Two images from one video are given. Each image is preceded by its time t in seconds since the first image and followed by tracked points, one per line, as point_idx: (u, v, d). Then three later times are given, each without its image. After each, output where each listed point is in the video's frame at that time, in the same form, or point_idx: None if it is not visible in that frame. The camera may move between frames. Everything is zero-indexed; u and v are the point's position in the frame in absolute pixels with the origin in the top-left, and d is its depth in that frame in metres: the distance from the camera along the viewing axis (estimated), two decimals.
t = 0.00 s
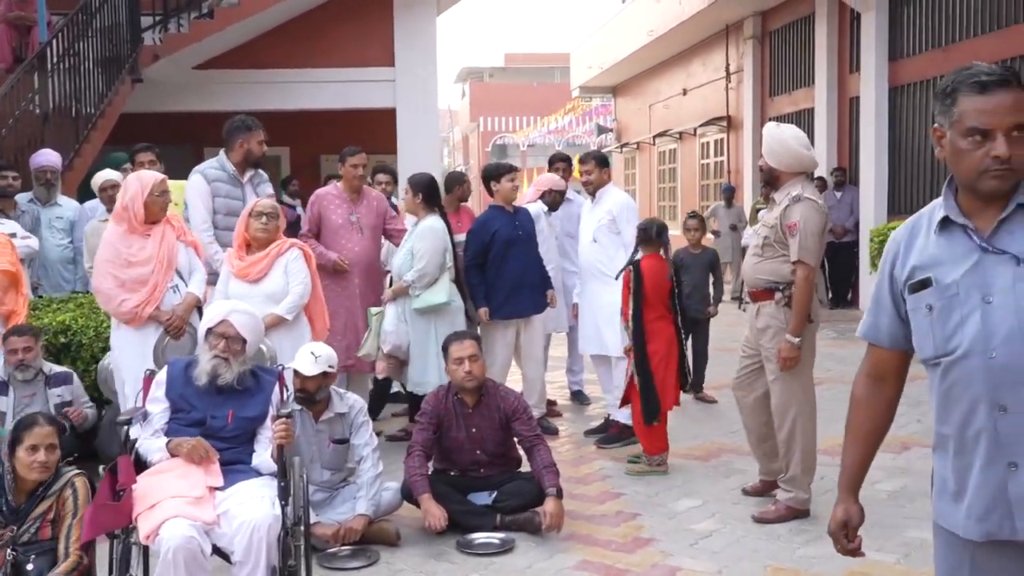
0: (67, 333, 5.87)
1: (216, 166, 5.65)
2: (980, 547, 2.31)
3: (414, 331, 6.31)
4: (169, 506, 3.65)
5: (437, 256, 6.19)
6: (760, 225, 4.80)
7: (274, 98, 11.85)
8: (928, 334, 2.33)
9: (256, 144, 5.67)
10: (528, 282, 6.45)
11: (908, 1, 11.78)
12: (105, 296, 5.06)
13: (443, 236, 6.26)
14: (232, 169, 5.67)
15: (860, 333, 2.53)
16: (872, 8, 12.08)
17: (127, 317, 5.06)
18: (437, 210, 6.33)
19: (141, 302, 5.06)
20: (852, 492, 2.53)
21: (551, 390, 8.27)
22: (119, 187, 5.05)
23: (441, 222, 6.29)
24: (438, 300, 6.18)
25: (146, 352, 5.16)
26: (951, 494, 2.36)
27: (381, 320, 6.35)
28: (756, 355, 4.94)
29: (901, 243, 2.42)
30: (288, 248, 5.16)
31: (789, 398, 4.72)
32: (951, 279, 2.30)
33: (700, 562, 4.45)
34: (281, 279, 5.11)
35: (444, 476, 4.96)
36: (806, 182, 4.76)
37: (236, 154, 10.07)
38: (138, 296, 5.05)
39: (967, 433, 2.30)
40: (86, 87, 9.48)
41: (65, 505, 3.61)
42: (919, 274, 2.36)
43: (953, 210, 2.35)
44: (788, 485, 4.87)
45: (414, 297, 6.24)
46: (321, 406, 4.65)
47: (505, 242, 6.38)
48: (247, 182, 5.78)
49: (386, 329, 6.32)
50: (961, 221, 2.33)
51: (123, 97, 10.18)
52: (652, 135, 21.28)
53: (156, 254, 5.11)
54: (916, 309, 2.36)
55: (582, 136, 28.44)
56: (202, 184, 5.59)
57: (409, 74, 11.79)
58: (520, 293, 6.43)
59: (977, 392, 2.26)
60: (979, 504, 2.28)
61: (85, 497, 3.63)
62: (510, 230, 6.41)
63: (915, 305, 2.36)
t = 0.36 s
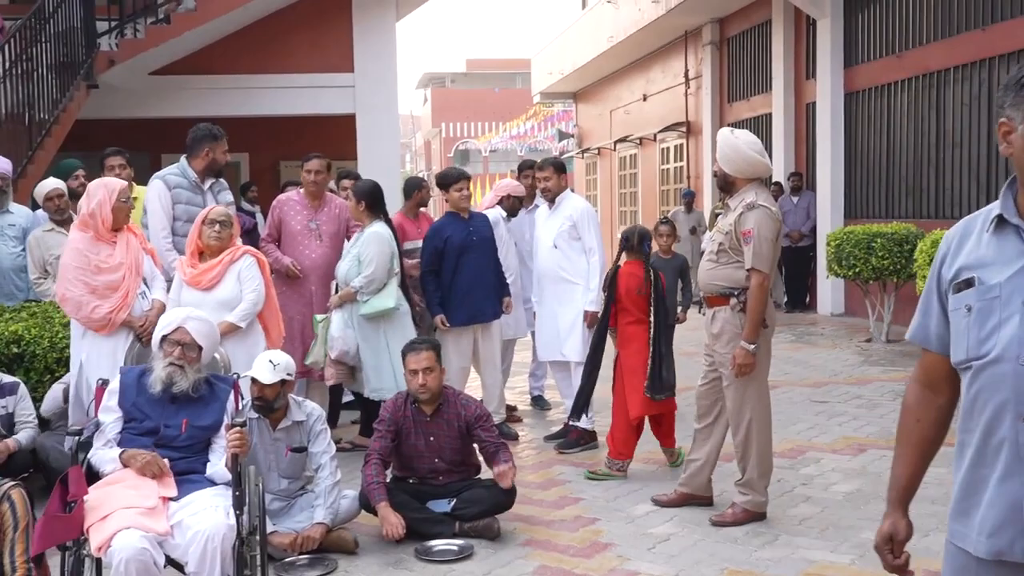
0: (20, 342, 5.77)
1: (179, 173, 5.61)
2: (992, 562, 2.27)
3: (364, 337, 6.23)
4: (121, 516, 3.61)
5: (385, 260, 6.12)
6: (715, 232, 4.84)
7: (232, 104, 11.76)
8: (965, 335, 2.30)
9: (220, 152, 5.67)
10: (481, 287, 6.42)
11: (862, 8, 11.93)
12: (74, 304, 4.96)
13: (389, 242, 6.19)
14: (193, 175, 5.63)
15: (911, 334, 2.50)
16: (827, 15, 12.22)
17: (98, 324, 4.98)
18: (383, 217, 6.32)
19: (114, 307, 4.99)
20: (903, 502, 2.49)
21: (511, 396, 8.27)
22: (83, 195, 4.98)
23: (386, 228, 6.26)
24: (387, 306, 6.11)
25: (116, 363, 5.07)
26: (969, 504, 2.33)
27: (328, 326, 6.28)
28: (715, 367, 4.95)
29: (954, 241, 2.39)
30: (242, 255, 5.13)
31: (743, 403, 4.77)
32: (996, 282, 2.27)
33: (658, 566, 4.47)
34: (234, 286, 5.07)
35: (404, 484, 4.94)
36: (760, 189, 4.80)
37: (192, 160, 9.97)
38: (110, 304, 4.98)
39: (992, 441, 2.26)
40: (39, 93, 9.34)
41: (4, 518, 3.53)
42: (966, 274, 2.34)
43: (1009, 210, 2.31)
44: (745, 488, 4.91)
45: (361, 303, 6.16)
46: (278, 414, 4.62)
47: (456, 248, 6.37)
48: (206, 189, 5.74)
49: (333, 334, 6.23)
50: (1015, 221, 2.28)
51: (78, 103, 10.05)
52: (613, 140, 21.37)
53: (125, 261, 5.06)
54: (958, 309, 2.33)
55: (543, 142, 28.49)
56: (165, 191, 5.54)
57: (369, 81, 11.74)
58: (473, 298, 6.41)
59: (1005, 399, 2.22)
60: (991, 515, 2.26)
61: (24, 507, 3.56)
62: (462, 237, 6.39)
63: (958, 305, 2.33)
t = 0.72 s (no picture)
0: None
1: (147, 166, 5.56)
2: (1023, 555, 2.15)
3: (311, 334, 6.11)
4: (86, 515, 3.58)
5: (345, 255, 6.05)
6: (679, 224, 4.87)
7: (199, 96, 11.66)
8: (1014, 317, 2.13)
9: (188, 146, 5.62)
10: (444, 281, 6.39)
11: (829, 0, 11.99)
12: (49, 299, 4.88)
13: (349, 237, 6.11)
14: (162, 169, 5.57)
15: (968, 313, 2.32)
16: (794, 8, 12.29)
17: (73, 320, 4.91)
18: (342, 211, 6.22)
19: (90, 303, 4.94)
20: (966, 487, 2.31)
21: (482, 388, 8.28)
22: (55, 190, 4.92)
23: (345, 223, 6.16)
24: (345, 301, 6.03)
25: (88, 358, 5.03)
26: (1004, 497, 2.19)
27: (276, 320, 6.20)
28: (680, 358, 4.98)
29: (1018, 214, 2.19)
30: (206, 251, 5.09)
31: (709, 394, 4.79)
32: None
33: (627, 557, 4.48)
34: (198, 282, 5.04)
35: (373, 477, 4.93)
36: (725, 181, 4.82)
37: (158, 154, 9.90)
38: (85, 299, 4.93)
39: None
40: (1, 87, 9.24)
41: None
42: None
43: None
44: (713, 478, 4.93)
45: (317, 297, 6.06)
46: (246, 409, 4.58)
47: (417, 242, 6.36)
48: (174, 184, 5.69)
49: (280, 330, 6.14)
50: None
51: (42, 97, 9.95)
52: (584, 133, 21.41)
53: (99, 257, 5.02)
54: (1012, 289, 2.15)
55: (515, 134, 28.49)
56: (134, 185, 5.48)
57: (337, 74, 11.68)
58: (433, 291, 6.37)
59: None
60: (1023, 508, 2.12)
61: None
62: (422, 230, 6.37)
63: (1013, 285, 2.15)
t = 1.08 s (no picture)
0: None
1: (94, 167, 5.47)
2: (982, 542, 2.18)
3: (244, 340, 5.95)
4: (27, 522, 3.52)
5: (271, 259, 5.82)
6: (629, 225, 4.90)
7: (150, 96, 11.50)
8: (981, 309, 2.15)
9: (137, 147, 5.53)
10: (390, 284, 6.37)
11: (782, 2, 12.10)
12: None
13: (278, 241, 5.87)
14: (111, 170, 5.48)
15: (931, 302, 2.33)
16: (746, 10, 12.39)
17: (14, 326, 4.83)
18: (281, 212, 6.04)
19: (31, 309, 4.85)
20: (915, 477, 2.37)
21: (437, 390, 8.26)
22: None
23: (278, 225, 5.93)
24: (269, 307, 5.78)
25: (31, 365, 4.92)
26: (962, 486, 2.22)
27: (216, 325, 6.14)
28: (634, 358, 5.00)
29: (989, 208, 2.20)
30: (153, 254, 5.02)
31: (660, 393, 4.82)
32: None
33: (579, 558, 4.48)
34: (145, 285, 4.97)
35: (325, 481, 4.89)
36: (673, 182, 4.84)
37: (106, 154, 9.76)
38: (25, 304, 4.84)
39: (991, 426, 2.13)
40: None
41: None
42: (995, 244, 2.16)
43: None
44: (665, 478, 4.95)
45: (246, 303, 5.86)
46: (194, 413, 4.51)
47: (362, 245, 6.33)
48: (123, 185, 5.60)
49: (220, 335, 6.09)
50: None
51: None
52: (540, 134, 21.44)
53: (43, 260, 4.93)
54: (980, 281, 2.17)
55: (472, 136, 28.46)
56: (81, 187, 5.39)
57: (291, 75, 11.60)
58: (378, 295, 6.35)
59: (1012, 381, 2.09)
60: (985, 496, 2.14)
61: None
62: (369, 233, 6.35)
63: (981, 276, 2.16)
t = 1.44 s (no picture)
0: None
1: (28, 176, 5.37)
2: (956, 556, 2.16)
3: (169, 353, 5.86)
4: None
5: (183, 271, 5.67)
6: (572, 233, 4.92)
7: (90, 103, 11.30)
8: (923, 326, 2.17)
9: (72, 154, 5.40)
10: (335, 294, 6.33)
11: (726, 12, 12.24)
12: None
13: (191, 251, 5.72)
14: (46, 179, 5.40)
15: (860, 326, 2.37)
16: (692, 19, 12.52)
17: None
18: (209, 222, 5.90)
19: None
20: (857, 496, 2.36)
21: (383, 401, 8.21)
22: None
23: (195, 235, 5.77)
24: (182, 320, 5.64)
25: None
26: (931, 506, 2.20)
27: (145, 337, 6.06)
28: (579, 367, 5.01)
29: (907, 231, 2.27)
30: (90, 264, 4.96)
31: (604, 402, 4.83)
32: (957, 273, 2.13)
33: (524, 567, 4.48)
34: (86, 297, 4.91)
35: (267, 494, 4.83)
36: (617, 190, 4.87)
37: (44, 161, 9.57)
38: None
39: (953, 439, 2.13)
40: None
41: None
42: (924, 263, 2.20)
43: (967, 200, 2.18)
44: (610, 486, 4.96)
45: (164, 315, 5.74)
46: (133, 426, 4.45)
47: (305, 254, 6.28)
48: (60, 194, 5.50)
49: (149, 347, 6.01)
50: (973, 212, 2.16)
51: None
52: (489, 143, 21.47)
53: None
54: (916, 300, 2.19)
55: (422, 144, 28.43)
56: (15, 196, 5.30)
57: (236, 82, 11.49)
58: (322, 304, 6.30)
59: (965, 394, 2.10)
60: (955, 511, 2.12)
61: None
62: (311, 242, 6.30)
63: (916, 295, 2.19)
